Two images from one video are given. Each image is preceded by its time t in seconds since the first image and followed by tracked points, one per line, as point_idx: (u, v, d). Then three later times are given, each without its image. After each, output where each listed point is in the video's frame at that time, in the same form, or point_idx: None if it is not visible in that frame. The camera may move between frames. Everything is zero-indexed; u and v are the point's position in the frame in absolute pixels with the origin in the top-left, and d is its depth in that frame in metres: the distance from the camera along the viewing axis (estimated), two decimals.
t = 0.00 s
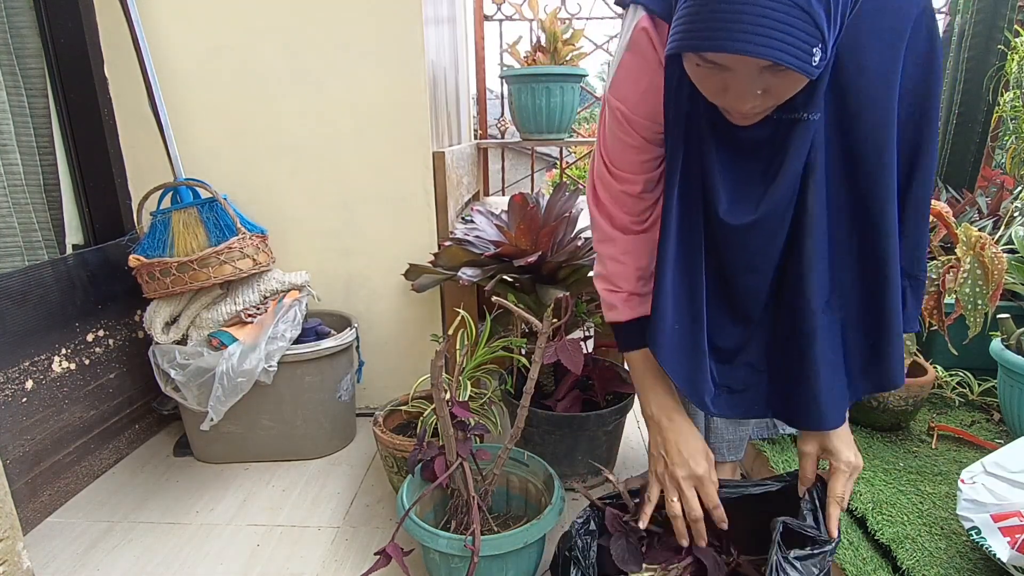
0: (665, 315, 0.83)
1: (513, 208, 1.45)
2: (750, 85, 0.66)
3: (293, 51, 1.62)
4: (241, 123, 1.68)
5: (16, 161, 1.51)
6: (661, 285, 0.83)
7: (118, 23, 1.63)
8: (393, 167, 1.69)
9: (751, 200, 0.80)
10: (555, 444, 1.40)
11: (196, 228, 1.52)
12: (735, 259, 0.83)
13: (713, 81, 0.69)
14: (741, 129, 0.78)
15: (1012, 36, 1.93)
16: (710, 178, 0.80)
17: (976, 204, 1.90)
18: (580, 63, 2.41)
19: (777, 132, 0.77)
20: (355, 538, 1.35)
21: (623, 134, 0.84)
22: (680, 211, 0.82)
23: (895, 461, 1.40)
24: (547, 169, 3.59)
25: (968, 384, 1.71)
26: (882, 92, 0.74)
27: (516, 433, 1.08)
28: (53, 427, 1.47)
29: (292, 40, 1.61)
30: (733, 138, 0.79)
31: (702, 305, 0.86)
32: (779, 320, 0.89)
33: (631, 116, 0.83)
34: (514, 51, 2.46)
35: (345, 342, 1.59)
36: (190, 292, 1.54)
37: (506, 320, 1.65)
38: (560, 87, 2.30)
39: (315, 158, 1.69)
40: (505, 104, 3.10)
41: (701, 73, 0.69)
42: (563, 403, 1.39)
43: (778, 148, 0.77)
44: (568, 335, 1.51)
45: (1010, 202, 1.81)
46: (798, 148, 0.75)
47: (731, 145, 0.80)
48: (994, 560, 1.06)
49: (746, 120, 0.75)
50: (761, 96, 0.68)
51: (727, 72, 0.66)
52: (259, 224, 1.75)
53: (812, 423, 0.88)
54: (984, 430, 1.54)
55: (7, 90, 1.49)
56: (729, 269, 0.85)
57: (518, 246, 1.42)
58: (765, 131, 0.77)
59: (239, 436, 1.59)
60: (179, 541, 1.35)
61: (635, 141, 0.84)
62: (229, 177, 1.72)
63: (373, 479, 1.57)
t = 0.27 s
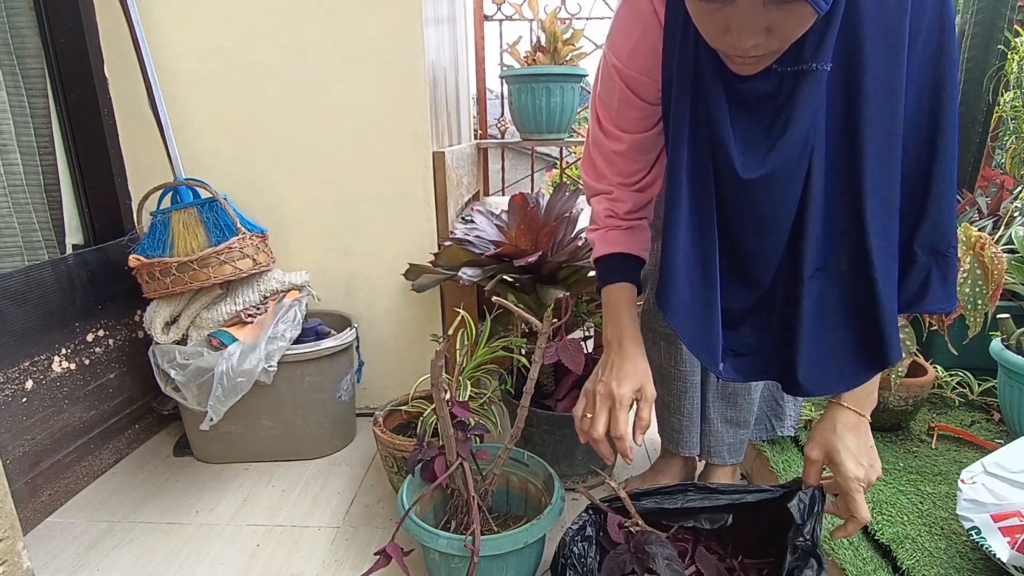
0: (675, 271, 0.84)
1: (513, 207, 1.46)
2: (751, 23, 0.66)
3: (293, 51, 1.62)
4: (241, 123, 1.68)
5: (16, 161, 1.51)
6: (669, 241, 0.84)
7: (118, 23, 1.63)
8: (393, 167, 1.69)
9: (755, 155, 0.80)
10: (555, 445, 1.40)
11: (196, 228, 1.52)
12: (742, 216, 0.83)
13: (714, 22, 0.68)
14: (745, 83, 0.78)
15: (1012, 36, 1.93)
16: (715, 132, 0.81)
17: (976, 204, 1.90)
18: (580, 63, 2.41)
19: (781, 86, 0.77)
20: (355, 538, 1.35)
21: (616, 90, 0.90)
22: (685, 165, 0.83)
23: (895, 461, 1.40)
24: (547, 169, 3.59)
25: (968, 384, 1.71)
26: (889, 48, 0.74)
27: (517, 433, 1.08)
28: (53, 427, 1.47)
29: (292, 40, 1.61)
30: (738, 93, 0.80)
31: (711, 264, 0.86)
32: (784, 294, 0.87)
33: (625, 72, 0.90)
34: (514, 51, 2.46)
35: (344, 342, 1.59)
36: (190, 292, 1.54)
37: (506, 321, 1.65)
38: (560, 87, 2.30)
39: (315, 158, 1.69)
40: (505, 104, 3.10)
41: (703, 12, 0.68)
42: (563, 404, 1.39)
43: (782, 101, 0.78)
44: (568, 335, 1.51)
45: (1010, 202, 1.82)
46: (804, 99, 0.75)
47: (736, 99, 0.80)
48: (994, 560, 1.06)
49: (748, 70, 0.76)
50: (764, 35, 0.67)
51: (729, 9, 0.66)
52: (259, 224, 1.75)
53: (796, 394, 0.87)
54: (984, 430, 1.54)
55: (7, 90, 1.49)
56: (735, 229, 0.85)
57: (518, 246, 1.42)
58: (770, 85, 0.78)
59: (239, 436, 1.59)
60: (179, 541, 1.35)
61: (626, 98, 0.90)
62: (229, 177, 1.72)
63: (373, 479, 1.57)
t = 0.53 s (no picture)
0: (657, 285, 0.88)
1: (513, 208, 1.46)
2: (736, 39, 0.65)
3: (293, 51, 1.62)
4: (241, 123, 1.68)
5: (16, 161, 1.51)
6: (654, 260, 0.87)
7: (118, 24, 1.63)
8: (393, 167, 1.69)
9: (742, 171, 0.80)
10: (555, 444, 1.40)
11: (196, 228, 1.52)
12: (726, 230, 0.85)
13: (699, 38, 0.67)
14: (734, 99, 0.78)
15: (1012, 37, 1.93)
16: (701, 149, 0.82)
17: (976, 204, 1.91)
18: (580, 63, 2.41)
19: (770, 101, 0.77)
20: (355, 538, 1.35)
21: (614, 99, 0.87)
22: (674, 182, 0.85)
23: (894, 461, 1.40)
24: (546, 169, 3.59)
25: (968, 384, 1.71)
26: (886, 62, 0.72)
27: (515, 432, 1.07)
28: (53, 427, 1.47)
29: (292, 40, 1.61)
30: (728, 109, 0.79)
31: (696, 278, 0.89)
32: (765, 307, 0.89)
33: (622, 79, 0.86)
34: (514, 51, 2.46)
35: (344, 342, 1.59)
36: (190, 292, 1.54)
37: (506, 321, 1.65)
38: (560, 87, 2.30)
39: (315, 158, 1.69)
40: (505, 104, 3.10)
41: (688, 29, 0.68)
42: (563, 404, 1.39)
43: (772, 117, 0.77)
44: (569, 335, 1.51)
45: (1010, 202, 1.82)
46: (791, 116, 0.75)
47: (725, 113, 0.80)
48: (994, 560, 1.06)
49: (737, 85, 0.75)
50: (749, 51, 0.66)
51: (713, 25, 0.65)
52: (259, 224, 1.75)
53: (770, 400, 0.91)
54: (984, 430, 1.54)
55: (7, 90, 1.49)
56: (721, 244, 0.87)
57: (518, 246, 1.42)
58: (757, 101, 0.77)
59: (239, 436, 1.59)
60: (179, 541, 1.35)
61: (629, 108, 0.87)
62: (229, 177, 1.72)
63: (373, 479, 1.57)
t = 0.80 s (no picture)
0: (649, 287, 0.88)
1: (513, 208, 1.46)
2: (730, 50, 0.65)
3: (293, 51, 1.62)
4: (241, 123, 1.68)
5: (16, 161, 1.51)
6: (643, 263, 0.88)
7: (118, 24, 1.63)
8: (393, 167, 1.69)
9: (735, 177, 0.79)
10: (555, 444, 1.40)
11: (196, 228, 1.52)
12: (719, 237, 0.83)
13: (693, 46, 0.67)
14: (729, 103, 0.77)
15: (1012, 37, 1.93)
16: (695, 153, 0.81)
17: (975, 204, 1.91)
18: (580, 63, 2.41)
19: (766, 105, 0.76)
20: (355, 538, 1.35)
21: (604, 95, 0.88)
22: (667, 185, 0.85)
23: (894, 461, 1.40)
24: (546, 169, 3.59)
25: (968, 384, 1.71)
26: (881, 69, 0.71)
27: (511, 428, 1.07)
28: (53, 427, 1.47)
29: (292, 40, 1.61)
30: (722, 113, 0.79)
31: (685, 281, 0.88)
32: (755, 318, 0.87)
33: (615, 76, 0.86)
34: (514, 51, 2.46)
35: (344, 342, 1.58)
36: (190, 292, 1.54)
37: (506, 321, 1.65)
38: (560, 87, 2.30)
39: (315, 158, 1.69)
40: (505, 104, 3.10)
41: (683, 38, 0.68)
42: (563, 403, 1.39)
43: (767, 121, 0.76)
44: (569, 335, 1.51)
45: (1010, 202, 1.82)
46: (786, 120, 0.74)
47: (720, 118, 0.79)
48: (994, 560, 1.06)
49: (733, 92, 0.75)
50: (743, 61, 0.66)
51: (707, 35, 0.65)
52: (259, 224, 1.75)
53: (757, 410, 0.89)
54: (984, 430, 1.55)
55: (7, 90, 1.49)
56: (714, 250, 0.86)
57: (518, 246, 1.41)
58: (752, 105, 0.76)
59: (239, 436, 1.59)
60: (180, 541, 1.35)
61: (613, 106, 0.88)
62: (229, 177, 1.72)
63: (374, 479, 1.57)
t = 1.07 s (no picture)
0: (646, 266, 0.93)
1: (513, 208, 1.45)
2: (726, 26, 0.66)
3: (293, 51, 1.62)
4: (241, 124, 1.68)
5: (16, 161, 1.51)
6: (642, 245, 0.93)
7: (118, 24, 1.63)
8: (393, 167, 1.69)
9: (731, 157, 0.85)
10: (555, 445, 1.40)
11: (196, 228, 1.52)
12: (718, 214, 0.89)
13: (688, 24, 0.69)
14: (725, 87, 0.83)
15: (1012, 37, 1.93)
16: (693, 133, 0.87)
17: (976, 204, 1.91)
18: (580, 63, 2.41)
19: (760, 88, 0.82)
20: (355, 538, 1.35)
21: (609, 82, 1.00)
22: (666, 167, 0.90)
23: (894, 461, 1.40)
24: (546, 169, 3.59)
25: (968, 384, 1.71)
26: (864, 61, 0.79)
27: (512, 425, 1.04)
28: (53, 427, 1.47)
29: (292, 40, 1.61)
30: (717, 95, 0.85)
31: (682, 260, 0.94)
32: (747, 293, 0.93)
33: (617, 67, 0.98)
34: (514, 51, 2.46)
35: (344, 342, 1.58)
36: (190, 292, 1.54)
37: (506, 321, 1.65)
38: (560, 87, 2.30)
39: (315, 158, 1.69)
40: (504, 104, 3.09)
41: (678, 15, 0.69)
42: (563, 403, 1.39)
43: (763, 102, 0.82)
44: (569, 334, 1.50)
45: (1010, 202, 1.82)
46: (780, 102, 0.80)
47: (717, 102, 0.86)
48: (994, 560, 1.06)
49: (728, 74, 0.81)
50: (738, 40, 0.67)
51: (701, 13, 0.66)
52: (259, 224, 1.75)
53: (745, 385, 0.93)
54: (984, 430, 1.54)
55: (7, 90, 1.49)
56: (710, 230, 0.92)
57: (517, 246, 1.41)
58: (748, 88, 0.83)
59: (239, 436, 1.59)
60: (180, 541, 1.35)
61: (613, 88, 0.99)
62: (229, 177, 1.72)
63: (374, 479, 1.57)
